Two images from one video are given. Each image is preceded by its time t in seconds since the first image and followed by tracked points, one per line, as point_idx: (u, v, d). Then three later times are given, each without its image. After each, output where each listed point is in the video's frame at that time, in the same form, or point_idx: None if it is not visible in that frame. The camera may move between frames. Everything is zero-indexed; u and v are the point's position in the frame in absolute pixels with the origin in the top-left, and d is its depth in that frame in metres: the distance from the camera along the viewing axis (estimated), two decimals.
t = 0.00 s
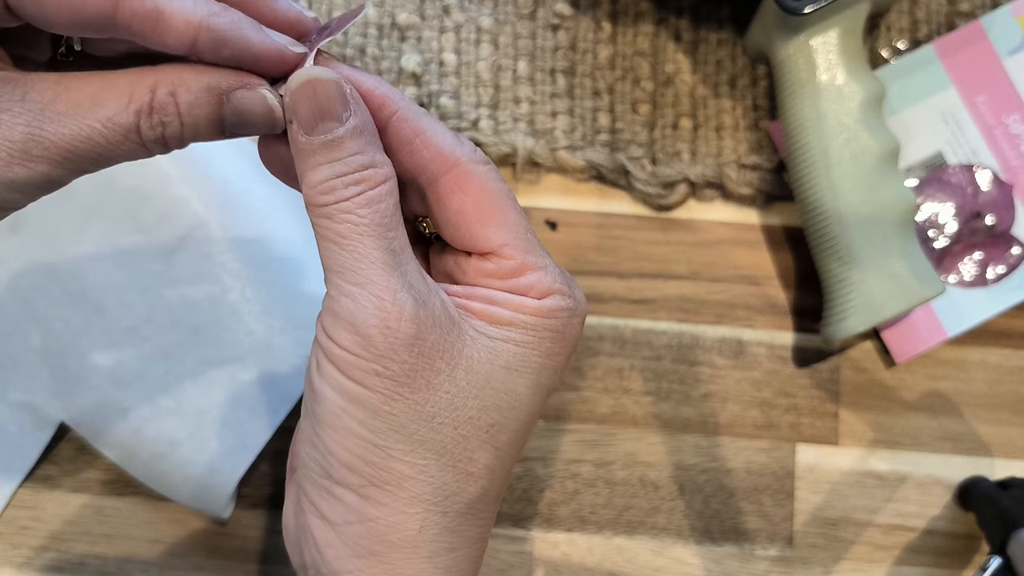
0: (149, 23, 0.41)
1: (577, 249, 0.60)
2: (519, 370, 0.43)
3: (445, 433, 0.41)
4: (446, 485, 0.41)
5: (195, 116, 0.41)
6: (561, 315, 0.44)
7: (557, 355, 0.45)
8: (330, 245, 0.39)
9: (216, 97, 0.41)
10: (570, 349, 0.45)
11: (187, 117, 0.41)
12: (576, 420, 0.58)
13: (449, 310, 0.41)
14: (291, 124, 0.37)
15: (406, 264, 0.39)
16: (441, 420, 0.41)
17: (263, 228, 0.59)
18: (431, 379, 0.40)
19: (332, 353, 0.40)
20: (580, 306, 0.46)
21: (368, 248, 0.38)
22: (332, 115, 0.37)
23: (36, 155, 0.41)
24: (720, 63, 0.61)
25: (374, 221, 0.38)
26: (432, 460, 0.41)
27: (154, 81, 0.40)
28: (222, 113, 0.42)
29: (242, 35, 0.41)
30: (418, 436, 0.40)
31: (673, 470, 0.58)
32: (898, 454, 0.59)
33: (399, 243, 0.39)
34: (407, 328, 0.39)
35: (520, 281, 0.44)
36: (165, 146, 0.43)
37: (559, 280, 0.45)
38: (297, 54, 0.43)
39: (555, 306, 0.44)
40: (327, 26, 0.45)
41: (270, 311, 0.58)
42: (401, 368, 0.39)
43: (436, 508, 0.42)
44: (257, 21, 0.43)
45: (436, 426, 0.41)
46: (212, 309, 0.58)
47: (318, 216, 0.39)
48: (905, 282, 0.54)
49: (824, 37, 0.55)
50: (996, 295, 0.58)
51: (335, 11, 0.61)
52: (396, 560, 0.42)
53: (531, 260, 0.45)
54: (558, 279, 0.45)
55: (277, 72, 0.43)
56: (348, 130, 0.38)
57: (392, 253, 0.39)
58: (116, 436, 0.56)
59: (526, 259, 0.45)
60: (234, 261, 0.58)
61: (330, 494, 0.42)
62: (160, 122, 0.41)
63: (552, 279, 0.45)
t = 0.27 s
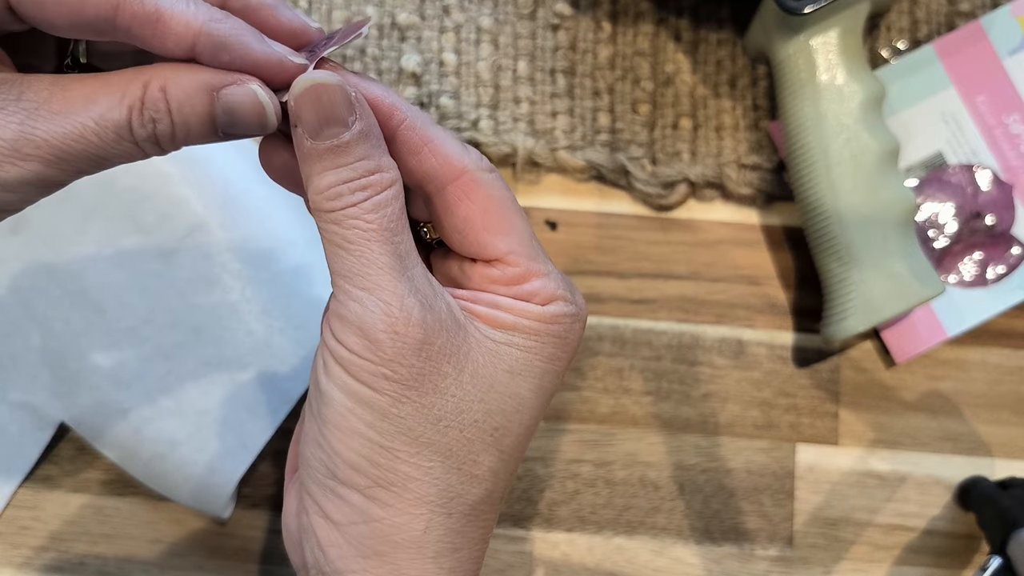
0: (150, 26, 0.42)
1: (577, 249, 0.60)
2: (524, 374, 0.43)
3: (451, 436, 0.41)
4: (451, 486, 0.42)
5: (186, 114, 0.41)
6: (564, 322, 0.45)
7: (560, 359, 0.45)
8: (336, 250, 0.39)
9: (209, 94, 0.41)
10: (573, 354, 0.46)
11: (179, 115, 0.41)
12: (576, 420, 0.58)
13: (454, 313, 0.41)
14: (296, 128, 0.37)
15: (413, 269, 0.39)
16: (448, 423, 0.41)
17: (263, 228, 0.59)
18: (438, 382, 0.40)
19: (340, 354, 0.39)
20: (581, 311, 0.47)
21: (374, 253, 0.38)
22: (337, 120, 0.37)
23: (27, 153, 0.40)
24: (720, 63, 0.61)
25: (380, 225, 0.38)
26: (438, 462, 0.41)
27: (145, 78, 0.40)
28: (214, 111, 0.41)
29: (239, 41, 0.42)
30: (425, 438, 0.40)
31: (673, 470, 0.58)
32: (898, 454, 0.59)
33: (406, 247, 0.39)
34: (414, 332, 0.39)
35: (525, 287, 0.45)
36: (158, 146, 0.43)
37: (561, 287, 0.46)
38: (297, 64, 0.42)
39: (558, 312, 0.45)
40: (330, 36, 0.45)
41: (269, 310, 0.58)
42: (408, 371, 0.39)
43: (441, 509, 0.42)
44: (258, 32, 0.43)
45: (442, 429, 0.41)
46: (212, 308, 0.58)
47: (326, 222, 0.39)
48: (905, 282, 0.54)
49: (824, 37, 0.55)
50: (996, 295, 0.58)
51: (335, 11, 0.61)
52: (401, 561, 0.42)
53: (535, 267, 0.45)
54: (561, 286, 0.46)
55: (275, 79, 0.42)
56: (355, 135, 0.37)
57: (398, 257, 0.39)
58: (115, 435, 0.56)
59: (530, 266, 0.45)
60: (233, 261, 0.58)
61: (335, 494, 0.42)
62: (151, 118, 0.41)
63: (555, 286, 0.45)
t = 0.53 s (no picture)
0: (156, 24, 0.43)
1: (577, 249, 0.60)
2: (526, 377, 0.43)
3: (454, 446, 0.41)
4: (455, 495, 0.42)
5: (187, 112, 0.41)
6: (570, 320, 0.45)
7: (563, 359, 0.45)
8: (339, 256, 0.39)
9: (210, 91, 0.41)
10: (576, 352, 0.46)
11: (181, 114, 0.41)
12: (576, 420, 0.58)
13: (458, 320, 0.41)
14: (298, 129, 0.38)
15: (416, 277, 0.39)
16: (451, 433, 0.41)
17: (263, 227, 0.59)
18: (441, 393, 0.40)
19: (343, 367, 0.39)
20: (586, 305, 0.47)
21: (378, 258, 0.38)
22: (338, 118, 0.37)
23: (29, 155, 0.40)
24: (720, 63, 0.61)
25: (383, 228, 0.38)
26: (441, 473, 0.41)
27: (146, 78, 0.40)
28: (216, 107, 0.41)
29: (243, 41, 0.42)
30: (430, 449, 0.40)
31: (673, 470, 0.58)
32: (898, 454, 0.59)
33: (410, 253, 0.39)
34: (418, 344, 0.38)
35: (532, 284, 0.45)
36: (161, 147, 0.42)
37: (566, 285, 0.46)
38: (299, 70, 0.42)
39: (561, 312, 0.45)
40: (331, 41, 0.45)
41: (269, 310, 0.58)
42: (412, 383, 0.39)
43: (445, 518, 0.42)
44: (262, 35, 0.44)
45: (446, 439, 0.41)
46: (212, 308, 0.58)
47: (325, 224, 0.38)
48: (905, 283, 0.54)
49: (824, 37, 0.55)
50: (996, 295, 0.58)
51: (335, 11, 0.61)
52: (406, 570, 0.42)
53: (541, 264, 0.46)
54: (566, 283, 0.46)
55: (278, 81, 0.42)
56: (356, 133, 0.38)
57: (402, 264, 0.38)
58: (115, 435, 0.56)
59: (536, 263, 0.46)
60: (234, 261, 0.58)
61: (339, 506, 0.42)
62: (153, 118, 0.40)
63: (560, 283, 0.46)
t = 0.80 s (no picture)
0: (172, 33, 0.44)
1: (577, 249, 0.60)
2: (534, 382, 0.43)
3: (463, 445, 0.41)
4: (464, 494, 0.42)
5: (207, 126, 0.41)
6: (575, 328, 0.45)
7: (568, 365, 0.45)
8: (351, 262, 0.39)
9: (229, 105, 0.40)
10: (580, 359, 0.46)
11: (200, 128, 0.40)
12: (576, 420, 0.58)
13: (466, 323, 0.41)
14: (308, 138, 0.37)
15: (425, 279, 0.39)
16: (461, 432, 0.41)
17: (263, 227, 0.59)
18: (451, 392, 0.40)
19: (354, 365, 0.39)
20: (589, 316, 0.47)
21: (388, 264, 0.38)
22: (349, 130, 0.37)
23: (46, 170, 0.40)
24: (720, 63, 0.61)
25: (393, 236, 0.38)
26: (451, 471, 0.41)
27: (167, 94, 0.40)
28: (235, 121, 0.41)
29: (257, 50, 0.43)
30: (440, 447, 0.40)
31: (673, 470, 0.58)
32: (898, 454, 0.59)
33: (419, 257, 0.39)
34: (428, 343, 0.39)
35: (536, 293, 0.45)
36: (179, 160, 0.42)
37: (571, 294, 0.46)
38: (312, 79, 0.43)
39: (567, 319, 0.45)
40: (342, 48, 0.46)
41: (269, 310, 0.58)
42: (422, 382, 0.39)
43: (454, 516, 0.42)
44: (276, 45, 0.45)
45: (456, 437, 0.41)
46: (213, 308, 0.58)
47: (338, 232, 0.38)
48: (905, 282, 0.54)
49: (824, 37, 0.55)
50: (996, 295, 0.58)
51: (335, 11, 0.61)
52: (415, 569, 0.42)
53: (546, 274, 0.45)
54: (571, 293, 0.46)
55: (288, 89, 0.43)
56: (367, 144, 0.37)
57: (412, 268, 0.39)
58: (115, 435, 0.56)
59: (541, 272, 0.45)
60: (233, 261, 0.58)
61: (348, 504, 0.42)
62: (173, 133, 0.40)
63: (565, 292, 0.46)
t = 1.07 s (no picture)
0: (172, 30, 0.44)
1: (577, 249, 0.60)
2: (538, 378, 0.44)
3: (470, 439, 0.41)
4: (471, 488, 0.42)
5: (208, 127, 0.40)
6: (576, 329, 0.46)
7: (569, 363, 0.46)
8: (355, 260, 0.39)
9: (233, 106, 0.40)
10: (580, 358, 0.46)
11: (202, 128, 0.40)
12: (576, 420, 0.58)
13: (471, 320, 0.41)
14: (312, 140, 0.37)
15: (430, 277, 0.39)
16: (468, 426, 0.41)
17: (263, 228, 0.59)
18: (458, 387, 0.40)
19: (361, 359, 0.39)
20: (588, 316, 0.47)
21: (394, 263, 0.38)
22: (353, 132, 0.37)
23: (46, 166, 0.40)
24: (720, 63, 0.61)
25: (398, 235, 0.38)
26: (458, 465, 0.41)
27: (169, 93, 0.40)
28: (237, 123, 0.41)
29: (257, 49, 0.44)
30: (448, 442, 0.40)
31: (673, 470, 0.58)
32: (898, 454, 0.59)
33: (422, 256, 0.39)
34: (436, 338, 0.39)
35: (538, 294, 0.45)
36: (179, 161, 0.42)
37: (571, 294, 0.46)
38: (313, 78, 0.43)
39: (569, 318, 0.45)
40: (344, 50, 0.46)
41: (269, 310, 0.58)
42: (429, 376, 0.39)
43: (462, 510, 0.42)
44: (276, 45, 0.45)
45: (464, 432, 0.41)
46: (212, 309, 0.58)
47: (343, 232, 0.38)
48: (906, 282, 0.54)
49: (824, 37, 0.55)
50: (996, 295, 0.58)
51: (335, 11, 0.61)
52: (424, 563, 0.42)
53: (546, 275, 0.46)
54: (572, 293, 0.46)
55: (289, 89, 0.43)
56: (370, 146, 0.37)
57: (417, 265, 0.39)
58: (115, 435, 0.56)
59: (541, 274, 0.45)
60: (234, 261, 0.58)
61: (357, 498, 0.41)
62: (174, 133, 0.40)
63: (566, 292, 0.46)
